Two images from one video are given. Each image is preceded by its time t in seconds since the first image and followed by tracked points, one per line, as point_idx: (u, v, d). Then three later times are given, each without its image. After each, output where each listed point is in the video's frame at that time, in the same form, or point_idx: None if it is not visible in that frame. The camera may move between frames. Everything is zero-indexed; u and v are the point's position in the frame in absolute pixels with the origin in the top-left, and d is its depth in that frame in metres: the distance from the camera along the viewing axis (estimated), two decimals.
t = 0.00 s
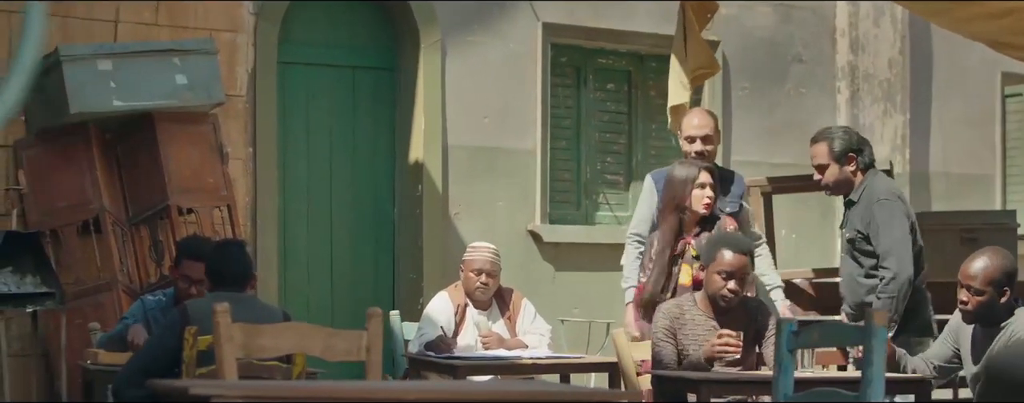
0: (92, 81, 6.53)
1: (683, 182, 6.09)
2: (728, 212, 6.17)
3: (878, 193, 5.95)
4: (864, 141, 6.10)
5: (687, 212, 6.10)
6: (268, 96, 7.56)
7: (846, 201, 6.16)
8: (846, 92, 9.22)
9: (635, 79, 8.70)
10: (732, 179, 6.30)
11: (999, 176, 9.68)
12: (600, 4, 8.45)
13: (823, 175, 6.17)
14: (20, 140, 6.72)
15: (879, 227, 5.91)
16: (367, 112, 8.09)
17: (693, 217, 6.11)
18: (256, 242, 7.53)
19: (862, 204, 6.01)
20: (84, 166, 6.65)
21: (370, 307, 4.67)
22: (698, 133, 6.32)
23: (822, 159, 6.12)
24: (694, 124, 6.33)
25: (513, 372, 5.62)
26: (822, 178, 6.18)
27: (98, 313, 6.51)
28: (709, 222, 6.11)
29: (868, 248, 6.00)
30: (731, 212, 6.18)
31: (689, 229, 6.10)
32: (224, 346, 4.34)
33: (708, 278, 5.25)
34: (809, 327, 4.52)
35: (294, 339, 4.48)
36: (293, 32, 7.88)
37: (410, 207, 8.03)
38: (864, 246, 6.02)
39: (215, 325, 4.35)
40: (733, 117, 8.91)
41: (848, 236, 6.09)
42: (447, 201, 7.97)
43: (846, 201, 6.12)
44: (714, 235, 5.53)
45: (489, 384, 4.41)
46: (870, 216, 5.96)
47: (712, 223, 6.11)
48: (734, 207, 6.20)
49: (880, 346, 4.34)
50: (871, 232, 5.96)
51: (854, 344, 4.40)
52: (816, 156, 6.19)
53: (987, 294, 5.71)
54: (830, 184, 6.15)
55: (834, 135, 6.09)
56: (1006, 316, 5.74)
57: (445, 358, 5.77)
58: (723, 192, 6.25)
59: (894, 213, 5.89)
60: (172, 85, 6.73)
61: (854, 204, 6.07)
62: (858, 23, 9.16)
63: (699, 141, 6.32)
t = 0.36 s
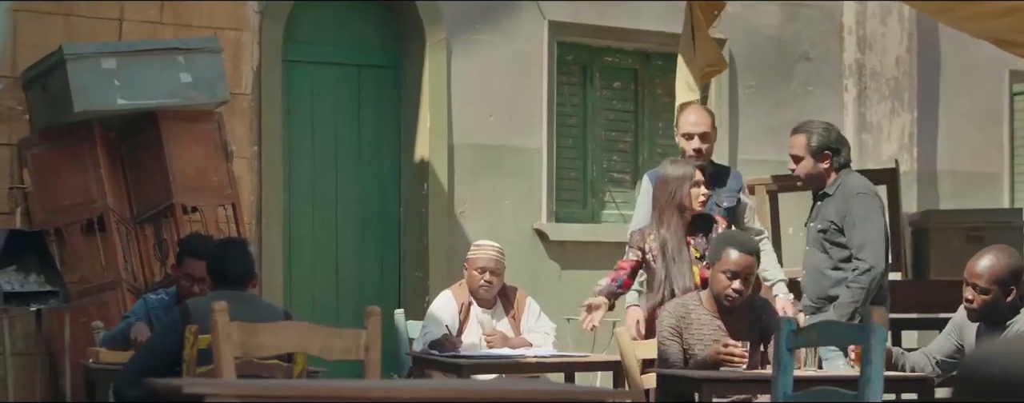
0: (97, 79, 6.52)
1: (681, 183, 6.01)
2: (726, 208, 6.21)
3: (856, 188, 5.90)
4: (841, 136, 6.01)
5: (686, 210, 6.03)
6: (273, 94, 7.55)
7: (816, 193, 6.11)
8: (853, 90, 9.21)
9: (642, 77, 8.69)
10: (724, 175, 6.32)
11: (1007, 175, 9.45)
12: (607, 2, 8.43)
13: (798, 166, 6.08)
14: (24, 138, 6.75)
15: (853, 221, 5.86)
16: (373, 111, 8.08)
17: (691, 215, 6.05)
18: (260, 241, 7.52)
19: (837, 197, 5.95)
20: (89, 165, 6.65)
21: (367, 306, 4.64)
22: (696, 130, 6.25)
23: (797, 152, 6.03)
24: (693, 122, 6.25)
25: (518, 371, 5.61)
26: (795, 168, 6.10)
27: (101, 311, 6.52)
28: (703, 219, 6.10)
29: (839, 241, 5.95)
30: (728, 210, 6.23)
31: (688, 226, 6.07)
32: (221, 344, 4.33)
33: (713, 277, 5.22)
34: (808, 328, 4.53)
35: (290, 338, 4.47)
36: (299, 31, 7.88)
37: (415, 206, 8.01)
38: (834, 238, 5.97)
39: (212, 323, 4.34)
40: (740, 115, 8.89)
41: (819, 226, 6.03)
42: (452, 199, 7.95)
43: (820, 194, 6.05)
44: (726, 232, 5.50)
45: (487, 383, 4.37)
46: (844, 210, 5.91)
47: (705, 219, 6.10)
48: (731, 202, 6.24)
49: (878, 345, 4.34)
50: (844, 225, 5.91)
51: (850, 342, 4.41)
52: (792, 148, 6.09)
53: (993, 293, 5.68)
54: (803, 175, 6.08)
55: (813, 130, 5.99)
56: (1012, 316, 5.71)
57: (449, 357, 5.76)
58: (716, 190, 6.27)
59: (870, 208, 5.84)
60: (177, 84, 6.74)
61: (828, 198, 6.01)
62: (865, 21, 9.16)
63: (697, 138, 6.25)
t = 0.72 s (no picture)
0: (104, 79, 6.50)
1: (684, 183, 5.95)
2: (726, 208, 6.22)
3: (834, 182, 5.83)
4: (827, 138, 5.91)
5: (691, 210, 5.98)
6: (280, 94, 7.54)
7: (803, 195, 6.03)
8: (863, 89, 9.17)
9: (650, 76, 8.67)
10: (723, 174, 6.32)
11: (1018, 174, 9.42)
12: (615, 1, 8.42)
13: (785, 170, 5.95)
14: (31, 138, 6.76)
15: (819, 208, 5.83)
16: (381, 110, 8.07)
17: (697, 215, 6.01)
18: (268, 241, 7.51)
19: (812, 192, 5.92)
20: (95, 165, 6.64)
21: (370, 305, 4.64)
22: (701, 130, 6.24)
23: (784, 155, 5.90)
24: (698, 122, 6.24)
25: (524, 371, 5.61)
26: (783, 174, 5.96)
27: (108, 311, 6.51)
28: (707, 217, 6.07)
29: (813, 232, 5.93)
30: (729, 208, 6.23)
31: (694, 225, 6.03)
32: (221, 343, 4.31)
33: (721, 279, 5.18)
34: (809, 327, 4.54)
35: (290, 337, 4.44)
36: (307, 29, 7.88)
37: (423, 205, 8.00)
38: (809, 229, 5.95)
39: (212, 322, 4.31)
40: (749, 115, 8.86)
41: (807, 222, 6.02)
42: (460, 198, 7.93)
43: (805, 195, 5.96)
44: (729, 233, 5.46)
45: (488, 383, 4.34)
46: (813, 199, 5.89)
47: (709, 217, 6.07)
48: (732, 202, 6.24)
49: (879, 346, 4.49)
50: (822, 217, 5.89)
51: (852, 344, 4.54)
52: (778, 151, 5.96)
53: (1001, 292, 5.65)
54: (792, 179, 5.93)
55: (796, 132, 5.87)
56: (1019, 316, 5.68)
57: (455, 357, 5.74)
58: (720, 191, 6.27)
59: (842, 196, 5.77)
60: (184, 83, 6.74)
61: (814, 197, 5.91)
62: (873, 20, 9.11)
63: (705, 139, 6.25)
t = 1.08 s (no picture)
0: (109, 77, 6.50)
1: (690, 181, 5.96)
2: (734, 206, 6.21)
3: (814, 187, 5.71)
4: (814, 141, 5.83)
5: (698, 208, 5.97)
6: (286, 92, 7.54)
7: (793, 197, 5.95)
8: (870, 87, 9.14)
9: (657, 75, 8.66)
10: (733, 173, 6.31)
11: None
12: None
13: (774, 176, 5.88)
14: (36, 137, 6.76)
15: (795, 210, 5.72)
16: (387, 108, 8.06)
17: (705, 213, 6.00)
18: (274, 241, 7.50)
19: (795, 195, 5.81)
20: (101, 163, 6.65)
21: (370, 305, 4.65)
22: (706, 130, 6.22)
23: (771, 162, 5.83)
24: (702, 122, 6.22)
25: (529, 369, 5.59)
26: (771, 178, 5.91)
27: (113, 310, 6.52)
28: (721, 216, 6.07)
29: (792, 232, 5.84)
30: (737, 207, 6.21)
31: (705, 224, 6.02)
32: (221, 343, 4.29)
33: (722, 277, 5.16)
34: (809, 325, 4.54)
35: (290, 336, 4.43)
36: (313, 28, 7.86)
37: (429, 204, 7.99)
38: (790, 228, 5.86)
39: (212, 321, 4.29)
40: (757, 113, 8.77)
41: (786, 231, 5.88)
42: (467, 197, 7.92)
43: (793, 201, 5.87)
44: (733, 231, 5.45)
45: (490, 383, 4.32)
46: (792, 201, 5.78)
47: (726, 216, 6.07)
48: (738, 201, 6.22)
49: (880, 344, 4.40)
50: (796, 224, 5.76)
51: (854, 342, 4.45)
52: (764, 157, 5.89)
53: (1004, 289, 5.67)
54: (780, 184, 5.88)
55: (782, 138, 5.80)
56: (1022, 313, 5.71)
57: (461, 356, 5.73)
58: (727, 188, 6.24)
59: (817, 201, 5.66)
60: (190, 82, 6.73)
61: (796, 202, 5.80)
62: (882, 19, 9.10)
63: (710, 138, 6.22)
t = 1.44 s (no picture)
0: (116, 76, 6.50)
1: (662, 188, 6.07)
2: (742, 205, 6.18)
3: (812, 185, 5.66)
4: (814, 136, 5.78)
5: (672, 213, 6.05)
6: (295, 91, 7.53)
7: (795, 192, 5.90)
8: (881, 86, 9.09)
9: (666, 72, 8.63)
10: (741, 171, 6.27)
11: None
12: None
13: (773, 171, 5.83)
14: (43, 135, 6.76)
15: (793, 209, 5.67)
16: (396, 107, 8.05)
17: (684, 216, 6.05)
18: (282, 240, 7.48)
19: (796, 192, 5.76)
20: (108, 161, 6.66)
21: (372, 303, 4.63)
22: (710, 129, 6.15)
23: (770, 157, 5.78)
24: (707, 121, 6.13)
25: (536, 368, 5.58)
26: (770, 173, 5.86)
27: (121, 309, 6.53)
28: (708, 218, 6.05)
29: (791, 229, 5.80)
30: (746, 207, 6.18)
31: (689, 226, 6.06)
32: (222, 343, 4.26)
33: (726, 275, 5.16)
34: (811, 325, 4.53)
35: (294, 335, 4.41)
36: (322, 26, 7.85)
37: (438, 202, 7.97)
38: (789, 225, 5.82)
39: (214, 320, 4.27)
40: (767, 111, 8.75)
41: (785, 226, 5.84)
42: (476, 196, 7.91)
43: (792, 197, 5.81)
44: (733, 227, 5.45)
45: (494, 383, 4.29)
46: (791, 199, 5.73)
47: (713, 218, 6.05)
48: (747, 200, 6.19)
49: (881, 343, 4.36)
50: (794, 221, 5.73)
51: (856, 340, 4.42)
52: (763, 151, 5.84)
53: (1002, 286, 5.67)
54: (779, 179, 5.83)
55: (781, 132, 5.74)
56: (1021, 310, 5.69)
57: (468, 354, 5.72)
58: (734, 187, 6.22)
59: (814, 201, 5.60)
60: (197, 80, 6.73)
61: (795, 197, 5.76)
62: (892, 17, 9.04)
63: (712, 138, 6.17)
